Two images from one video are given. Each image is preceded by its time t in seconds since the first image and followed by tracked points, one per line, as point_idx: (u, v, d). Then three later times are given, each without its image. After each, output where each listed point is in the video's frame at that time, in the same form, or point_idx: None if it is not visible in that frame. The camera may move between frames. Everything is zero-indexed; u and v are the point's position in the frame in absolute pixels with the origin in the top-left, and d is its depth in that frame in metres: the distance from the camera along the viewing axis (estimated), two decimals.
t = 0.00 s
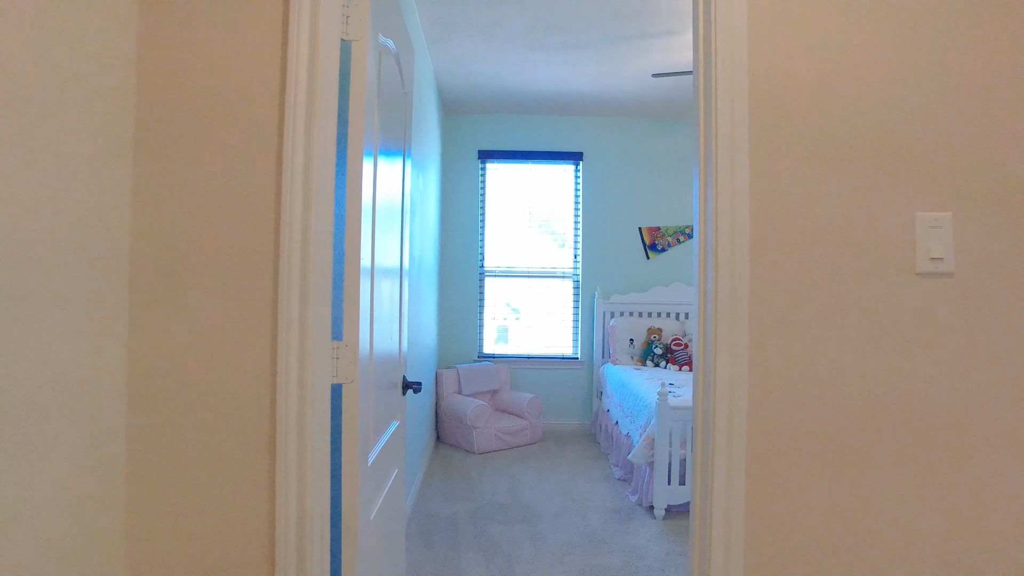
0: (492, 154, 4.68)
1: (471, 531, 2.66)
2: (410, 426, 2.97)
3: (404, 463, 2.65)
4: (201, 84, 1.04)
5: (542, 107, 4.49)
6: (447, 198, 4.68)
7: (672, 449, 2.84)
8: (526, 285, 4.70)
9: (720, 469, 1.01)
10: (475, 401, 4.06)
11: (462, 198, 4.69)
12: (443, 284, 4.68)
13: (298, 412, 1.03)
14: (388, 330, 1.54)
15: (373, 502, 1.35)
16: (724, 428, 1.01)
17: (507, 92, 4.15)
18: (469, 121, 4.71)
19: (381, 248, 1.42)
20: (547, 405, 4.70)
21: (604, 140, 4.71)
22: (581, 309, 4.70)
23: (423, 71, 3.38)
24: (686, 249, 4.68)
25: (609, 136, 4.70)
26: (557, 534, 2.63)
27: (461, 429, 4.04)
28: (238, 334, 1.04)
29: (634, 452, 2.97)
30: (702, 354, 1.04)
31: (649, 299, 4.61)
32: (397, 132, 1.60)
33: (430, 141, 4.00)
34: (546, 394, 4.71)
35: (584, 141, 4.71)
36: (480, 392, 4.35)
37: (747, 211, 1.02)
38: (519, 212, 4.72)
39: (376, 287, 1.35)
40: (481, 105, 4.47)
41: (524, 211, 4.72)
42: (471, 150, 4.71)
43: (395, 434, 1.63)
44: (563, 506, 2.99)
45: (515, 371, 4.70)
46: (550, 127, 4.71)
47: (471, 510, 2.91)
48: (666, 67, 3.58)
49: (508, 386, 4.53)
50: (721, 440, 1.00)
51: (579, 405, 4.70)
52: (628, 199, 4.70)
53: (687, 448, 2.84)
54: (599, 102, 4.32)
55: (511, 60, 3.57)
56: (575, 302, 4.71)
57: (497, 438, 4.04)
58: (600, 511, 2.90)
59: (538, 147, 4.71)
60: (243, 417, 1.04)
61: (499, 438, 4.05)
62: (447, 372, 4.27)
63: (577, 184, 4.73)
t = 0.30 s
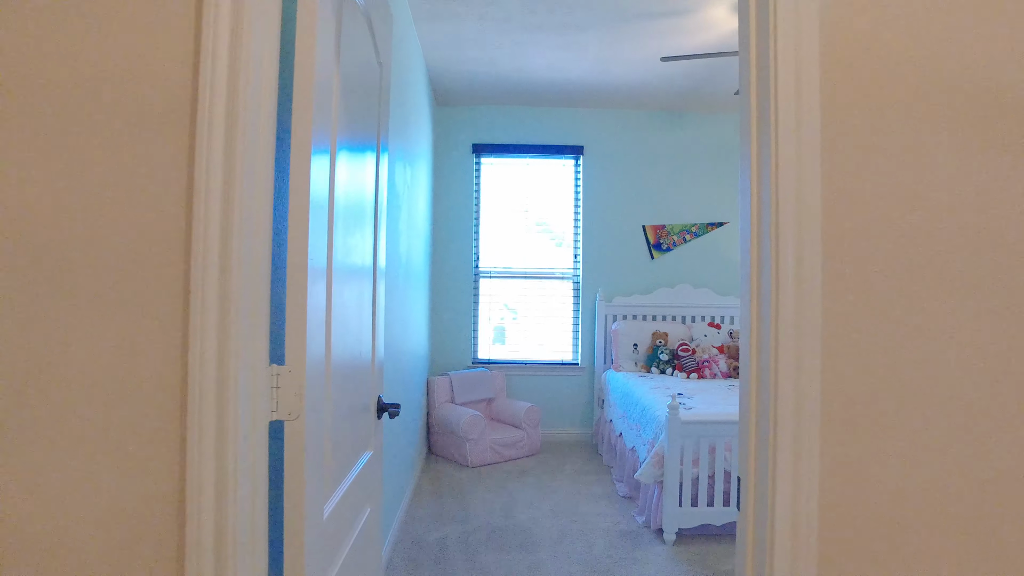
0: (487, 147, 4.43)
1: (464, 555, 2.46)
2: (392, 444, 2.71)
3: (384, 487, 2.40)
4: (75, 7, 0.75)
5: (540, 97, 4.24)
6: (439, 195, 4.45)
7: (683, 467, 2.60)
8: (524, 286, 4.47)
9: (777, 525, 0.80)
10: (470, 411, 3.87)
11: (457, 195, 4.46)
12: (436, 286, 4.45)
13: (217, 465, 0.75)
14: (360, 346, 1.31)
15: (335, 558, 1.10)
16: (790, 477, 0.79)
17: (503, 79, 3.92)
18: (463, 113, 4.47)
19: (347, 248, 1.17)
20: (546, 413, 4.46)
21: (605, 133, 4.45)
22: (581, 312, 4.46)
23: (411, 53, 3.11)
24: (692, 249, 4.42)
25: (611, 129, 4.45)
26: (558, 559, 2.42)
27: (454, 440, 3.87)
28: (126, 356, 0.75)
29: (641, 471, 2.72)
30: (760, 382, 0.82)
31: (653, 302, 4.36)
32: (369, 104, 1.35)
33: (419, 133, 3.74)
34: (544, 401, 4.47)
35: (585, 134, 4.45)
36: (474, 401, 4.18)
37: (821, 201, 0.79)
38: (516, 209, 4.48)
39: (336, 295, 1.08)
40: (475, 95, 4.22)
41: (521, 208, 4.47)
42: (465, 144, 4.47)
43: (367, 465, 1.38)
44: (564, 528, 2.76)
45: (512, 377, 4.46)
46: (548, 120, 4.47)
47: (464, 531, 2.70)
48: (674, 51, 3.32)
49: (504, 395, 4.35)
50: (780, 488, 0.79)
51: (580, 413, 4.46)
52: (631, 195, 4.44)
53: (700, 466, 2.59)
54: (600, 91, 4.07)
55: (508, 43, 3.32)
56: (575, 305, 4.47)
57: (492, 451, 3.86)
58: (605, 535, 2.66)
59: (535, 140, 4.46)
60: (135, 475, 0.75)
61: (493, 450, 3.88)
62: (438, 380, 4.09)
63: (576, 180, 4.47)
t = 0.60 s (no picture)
0: (478, 138, 4.21)
1: None
2: (370, 461, 2.46)
3: (358, 509, 2.16)
4: None
5: (534, 84, 4.01)
6: (428, 190, 4.22)
7: (693, 484, 2.35)
8: (518, 286, 4.23)
9: None
10: (459, 419, 3.66)
11: (447, 190, 4.23)
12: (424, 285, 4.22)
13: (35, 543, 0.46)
14: (313, 356, 1.07)
15: None
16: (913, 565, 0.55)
17: (495, 62, 3.68)
18: (453, 103, 4.25)
19: (287, 234, 0.93)
20: (542, 421, 4.22)
21: (603, 123, 4.21)
22: (579, 312, 4.21)
23: (390, 29, 2.87)
24: (696, 245, 4.18)
25: (610, 119, 4.21)
26: None
27: (443, 449, 3.66)
28: None
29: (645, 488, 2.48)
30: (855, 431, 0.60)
31: (655, 302, 4.12)
32: (325, 60, 1.11)
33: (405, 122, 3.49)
34: (540, 408, 4.22)
35: (582, 125, 4.22)
36: (465, 407, 3.97)
37: (942, 178, 0.57)
38: (509, 204, 4.24)
39: (266, 293, 0.84)
40: (466, 81, 4.00)
41: (514, 202, 4.23)
42: (456, 136, 4.24)
43: (325, 503, 1.14)
44: (560, 551, 2.53)
45: (505, 382, 4.23)
46: (543, 110, 4.23)
47: (450, 558, 2.47)
48: (679, 28, 3.07)
49: (497, 400, 4.13)
50: None
51: (578, 420, 4.22)
52: (631, 189, 4.20)
53: (711, 483, 2.35)
54: (598, 76, 3.83)
55: (501, 20, 3.09)
56: (572, 306, 4.22)
57: (482, 462, 3.65)
58: (606, 560, 2.42)
59: (530, 131, 4.22)
60: None
61: (484, 461, 3.67)
62: (426, 385, 3.88)
63: (573, 173, 4.23)
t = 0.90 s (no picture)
0: (468, 131, 4.00)
1: None
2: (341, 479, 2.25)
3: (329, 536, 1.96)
4: None
5: (527, 73, 3.81)
6: (416, 185, 4.02)
7: (700, 502, 2.15)
8: (511, 286, 4.03)
9: None
10: (447, 428, 3.47)
11: (435, 186, 4.03)
12: (412, 285, 4.02)
13: None
14: (257, 369, 0.87)
15: None
16: None
17: (486, 49, 3.48)
18: (442, 94, 4.05)
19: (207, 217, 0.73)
20: (536, 428, 4.03)
21: (600, 115, 4.02)
22: (574, 314, 4.02)
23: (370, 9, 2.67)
24: (697, 243, 3.99)
25: (607, 110, 4.02)
26: None
27: (430, 459, 3.47)
28: None
29: (647, 505, 2.28)
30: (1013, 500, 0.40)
31: (654, 303, 3.93)
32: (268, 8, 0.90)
33: (388, 114, 3.28)
34: (534, 414, 4.03)
35: (578, 117, 4.02)
36: (454, 414, 3.77)
37: None
38: (501, 200, 4.04)
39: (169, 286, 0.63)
40: (455, 70, 3.79)
41: (506, 199, 4.03)
42: (445, 129, 4.04)
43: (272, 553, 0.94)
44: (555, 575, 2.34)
45: (497, 387, 4.03)
46: (537, 101, 4.03)
47: None
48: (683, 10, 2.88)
49: (488, 407, 3.93)
50: None
51: (573, 427, 4.03)
52: (629, 185, 4.01)
53: (719, 500, 2.15)
54: (595, 65, 3.64)
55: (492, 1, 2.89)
56: (567, 307, 4.03)
57: (472, 472, 3.46)
58: None
59: (523, 123, 4.03)
60: None
61: (474, 472, 3.47)
62: (412, 392, 3.68)
63: (568, 167, 4.04)
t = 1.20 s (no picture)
0: (448, 124, 3.83)
1: None
2: (306, 498, 2.06)
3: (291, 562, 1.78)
4: None
5: (510, 64, 3.65)
6: (392, 180, 3.84)
7: (696, 517, 2.01)
8: (492, 286, 3.86)
9: None
10: (426, 435, 3.30)
11: (414, 181, 3.85)
12: (388, 286, 3.83)
13: None
14: (171, 390, 0.69)
15: None
16: None
17: (467, 36, 3.31)
18: (421, 85, 3.86)
19: (101, 198, 0.56)
20: (518, 434, 3.87)
21: (586, 109, 3.87)
22: (559, 315, 3.86)
23: None
24: (686, 242, 3.86)
25: (593, 104, 3.87)
26: None
27: (407, 469, 3.29)
28: None
29: (638, 520, 2.13)
30: None
31: (641, 304, 3.80)
32: None
33: (363, 105, 3.10)
34: (517, 420, 3.87)
35: (563, 110, 3.87)
36: (432, 420, 3.59)
37: None
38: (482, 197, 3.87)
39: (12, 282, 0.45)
40: (434, 59, 3.62)
41: (488, 195, 3.86)
42: (424, 122, 3.86)
43: None
44: None
45: (479, 391, 3.86)
46: (521, 93, 3.87)
47: None
48: None
49: (468, 413, 3.76)
50: None
51: (558, 433, 3.88)
52: (615, 181, 3.87)
53: (716, 515, 2.00)
54: (581, 55, 3.49)
55: None
56: (551, 309, 3.87)
57: (451, 482, 3.28)
58: None
59: (505, 116, 3.86)
60: None
61: (454, 481, 3.30)
62: (389, 397, 3.50)
63: (552, 163, 3.88)
